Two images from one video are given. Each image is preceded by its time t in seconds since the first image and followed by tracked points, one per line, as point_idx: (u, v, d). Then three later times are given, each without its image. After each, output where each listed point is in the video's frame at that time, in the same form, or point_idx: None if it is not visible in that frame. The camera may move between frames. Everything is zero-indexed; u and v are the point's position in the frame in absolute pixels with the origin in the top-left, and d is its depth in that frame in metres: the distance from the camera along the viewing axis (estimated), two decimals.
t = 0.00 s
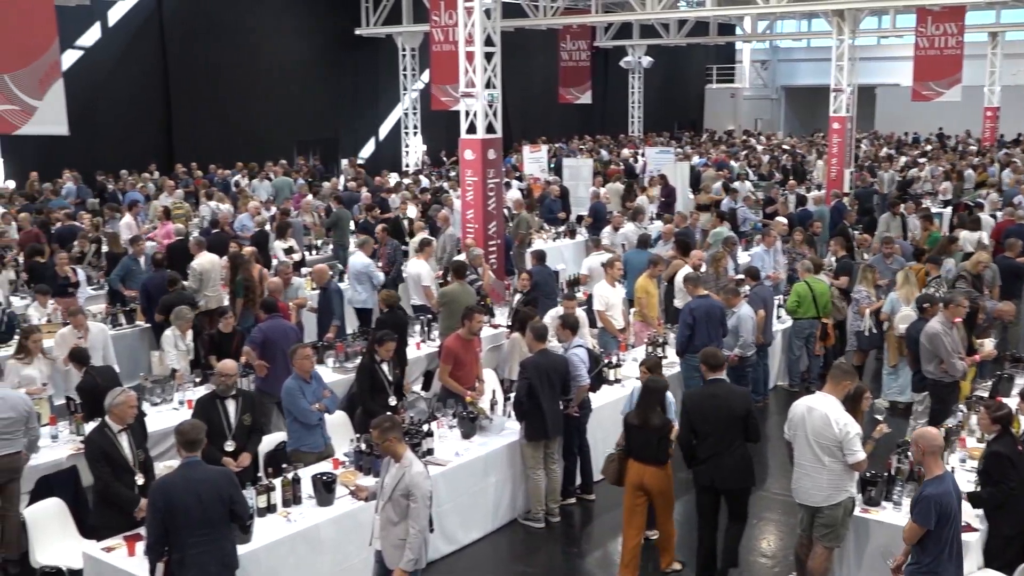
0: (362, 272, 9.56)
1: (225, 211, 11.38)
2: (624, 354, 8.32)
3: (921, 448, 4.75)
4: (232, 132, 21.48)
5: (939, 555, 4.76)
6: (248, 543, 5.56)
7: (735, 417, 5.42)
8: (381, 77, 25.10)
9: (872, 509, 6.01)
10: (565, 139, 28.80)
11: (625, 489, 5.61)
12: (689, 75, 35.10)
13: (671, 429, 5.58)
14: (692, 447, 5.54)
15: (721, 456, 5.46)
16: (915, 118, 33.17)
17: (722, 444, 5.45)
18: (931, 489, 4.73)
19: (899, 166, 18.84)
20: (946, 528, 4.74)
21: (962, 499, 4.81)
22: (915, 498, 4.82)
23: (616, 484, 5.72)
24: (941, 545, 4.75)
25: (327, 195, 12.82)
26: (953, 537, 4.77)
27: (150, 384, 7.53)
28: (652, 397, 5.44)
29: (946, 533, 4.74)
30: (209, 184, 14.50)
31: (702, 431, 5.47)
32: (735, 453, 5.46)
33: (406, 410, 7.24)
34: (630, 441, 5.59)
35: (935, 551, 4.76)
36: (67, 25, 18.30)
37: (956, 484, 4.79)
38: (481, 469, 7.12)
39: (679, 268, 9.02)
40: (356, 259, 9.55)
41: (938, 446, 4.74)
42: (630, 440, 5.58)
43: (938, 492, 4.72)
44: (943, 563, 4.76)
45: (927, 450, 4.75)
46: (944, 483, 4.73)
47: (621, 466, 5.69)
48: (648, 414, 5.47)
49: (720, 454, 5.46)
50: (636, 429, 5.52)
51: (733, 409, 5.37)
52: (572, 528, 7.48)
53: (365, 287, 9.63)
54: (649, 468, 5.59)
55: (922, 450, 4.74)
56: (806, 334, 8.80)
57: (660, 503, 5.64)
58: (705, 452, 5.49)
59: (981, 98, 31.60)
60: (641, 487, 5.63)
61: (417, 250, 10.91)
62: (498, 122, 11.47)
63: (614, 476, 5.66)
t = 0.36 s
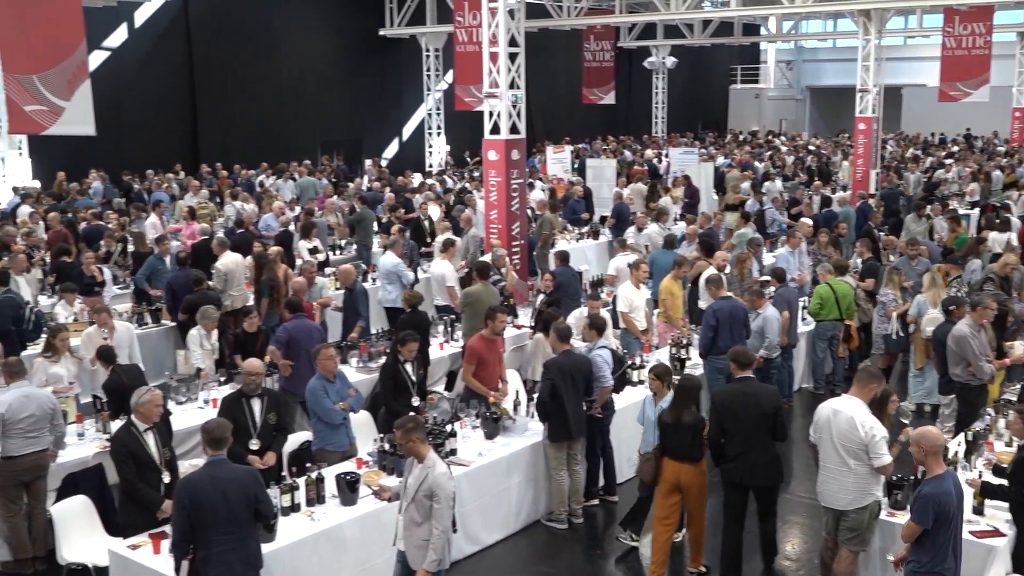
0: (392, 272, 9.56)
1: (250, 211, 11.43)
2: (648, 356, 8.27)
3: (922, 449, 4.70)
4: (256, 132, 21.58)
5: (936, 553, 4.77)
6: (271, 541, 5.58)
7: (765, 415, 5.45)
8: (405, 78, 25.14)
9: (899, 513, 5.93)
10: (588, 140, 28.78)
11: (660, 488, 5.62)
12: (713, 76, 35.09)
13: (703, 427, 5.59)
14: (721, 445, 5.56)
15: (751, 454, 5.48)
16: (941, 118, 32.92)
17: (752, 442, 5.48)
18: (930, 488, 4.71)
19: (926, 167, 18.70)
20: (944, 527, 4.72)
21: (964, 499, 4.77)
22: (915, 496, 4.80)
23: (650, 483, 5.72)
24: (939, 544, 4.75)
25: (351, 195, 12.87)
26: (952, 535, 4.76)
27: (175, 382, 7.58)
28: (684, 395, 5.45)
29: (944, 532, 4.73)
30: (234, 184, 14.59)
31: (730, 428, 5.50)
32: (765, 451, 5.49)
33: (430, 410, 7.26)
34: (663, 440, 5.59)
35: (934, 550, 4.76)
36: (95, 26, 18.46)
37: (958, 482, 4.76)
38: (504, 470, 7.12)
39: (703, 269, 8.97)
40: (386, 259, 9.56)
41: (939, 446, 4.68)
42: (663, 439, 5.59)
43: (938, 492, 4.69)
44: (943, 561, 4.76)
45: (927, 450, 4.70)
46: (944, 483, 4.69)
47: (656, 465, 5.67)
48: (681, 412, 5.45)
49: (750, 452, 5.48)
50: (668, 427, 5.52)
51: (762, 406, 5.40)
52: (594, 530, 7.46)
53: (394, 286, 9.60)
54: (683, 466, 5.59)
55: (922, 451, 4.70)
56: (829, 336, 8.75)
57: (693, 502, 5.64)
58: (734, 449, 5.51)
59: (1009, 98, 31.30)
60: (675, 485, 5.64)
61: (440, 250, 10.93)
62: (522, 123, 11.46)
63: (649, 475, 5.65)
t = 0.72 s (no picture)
0: (422, 271, 9.59)
1: (275, 211, 11.49)
2: (673, 358, 8.24)
3: (923, 446, 4.70)
4: (281, 132, 21.70)
5: (937, 552, 4.77)
6: (297, 540, 5.61)
7: (800, 415, 5.45)
8: (430, 79, 25.17)
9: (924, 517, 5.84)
10: (612, 141, 28.74)
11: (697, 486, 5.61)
12: (739, 77, 35.14)
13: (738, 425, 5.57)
14: (755, 443, 5.55)
15: (785, 454, 5.48)
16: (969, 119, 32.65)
17: (786, 442, 5.48)
18: (931, 486, 4.71)
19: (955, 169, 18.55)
20: (945, 524, 4.73)
21: (967, 497, 4.78)
22: (917, 494, 4.81)
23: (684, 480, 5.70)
24: (941, 542, 4.76)
25: (376, 195, 12.90)
26: (954, 534, 4.76)
27: (201, 381, 7.63)
28: (720, 393, 5.44)
29: (945, 530, 4.74)
30: (259, 184, 14.67)
31: (765, 427, 5.48)
32: (799, 451, 5.48)
33: (453, 410, 7.26)
34: (697, 438, 5.59)
35: (936, 548, 4.77)
36: (123, 26, 18.63)
37: (960, 480, 4.75)
38: (528, 470, 7.12)
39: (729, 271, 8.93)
40: (416, 259, 9.56)
41: (941, 443, 4.68)
42: (698, 437, 5.58)
43: (939, 489, 4.69)
44: (946, 560, 4.76)
45: (928, 447, 4.70)
46: (945, 480, 4.69)
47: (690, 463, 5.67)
48: (716, 409, 5.45)
49: (785, 452, 5.48)
50: (703, 424, 5.50)
51: (798, 406, 5.40)
52: (618, 531, 7.45)
53: (425, 285, 9.60)
54: (718, 464, 5.57)
55: (926, 448, 4.70)
56: (854, 338, 8.68)
57: (727, 502, 5.63)
58: (769, 448, 5.50)
59: None
60: (711, 483, 5.64)
61: (464, 251, 10.94)
62: (547, 123, 11.44)
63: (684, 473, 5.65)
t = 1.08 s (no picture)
0: (452, 270, 9.57)
1: (300, 211, 11.56)
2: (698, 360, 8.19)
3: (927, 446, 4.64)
4: (307, 133, 21.79)
5: (938, 552, 4.71)
6: (321, 539, 5.62)
7: (836, 412, 5.50)
8: (455, 80, 25.17)
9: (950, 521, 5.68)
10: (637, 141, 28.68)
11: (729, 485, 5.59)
12: (764, 78, 35.02)
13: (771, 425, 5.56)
14: (791, 439, 5.59)
15: (822, 450, 5.51)
16: (997, 120, 32.36)
17: (823, 438, 5.51)
18: (933, 486, 4.66)
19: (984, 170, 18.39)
20: (946, 525, 4.66)
21: (971, 501, 4.71)
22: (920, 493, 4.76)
23: (716, 479, 5.67)
24: (943, 543, 4.69)
25: (401, 196, 12.94)
26: (957, 536, 4.69)
27: (227, 380, 7.67)
28: (756, 391, 5.44)
29: (946, 530, 4.67)
30: (285, 185, 14.74)
31: (802, 423, 5.53)
32: (836, 447, 5.53)
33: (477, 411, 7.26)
34: (730, 437, 5.57)
35: (938, 549, 4.71)
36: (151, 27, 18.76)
37: (966, 482, 4.68)
38: (552, 472, 7.10)
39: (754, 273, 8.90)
40: (446, 257, 9.55)
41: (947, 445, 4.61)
42: (730, 436, 5.56)
43: (942, 490, 4.63)
44: (947, 561, 4.70)
45: (934, 448, 4.63)
46: (949, 481, 4.63)
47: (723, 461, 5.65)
48: (748, 409, 5.43)
49: (822, 448, 5.52)
50: (736, 424, 5.48)
51: (835, 403, 5.45)
52: (641, 533, 7.43)
53: (455, 283, 9.58)
54: (751, 464, 5.54)
55: (931, 448, 4.67)
56: (880, 341, 8.60)
57: (760, 500, 5.61)
58: (805, 443, 5.54)
59: None
60: (742, 482, 5.61)
61: (488, 252, 10.95)
62: (571, 124, 11.43)
63: (717, 471, 5.64)
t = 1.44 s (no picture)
0: (485, 270, 9.37)
1: (328, 212, 11.60)
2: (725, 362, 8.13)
3: (936, 443, 4.63)
4: (334, 134, 21.90)
5: (942, 547, 4.73)
6: (348, 540, 5.64)
7: (873, 411, 5.56)
8: (481, 81, 25.19)
9: (984, 529, 5.56)
10: (663, 143, 28.58)
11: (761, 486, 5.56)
12: (792, 80, 34.96)
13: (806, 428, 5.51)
14: (828, 437, 5.65)
15: (858, 449, 5.57)
16: None
17: (859, 437, 5.57)
18: (939, 482, 4.66)
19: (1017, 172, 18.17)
20: (949, 522, 4.67)
21: (977, 499, 4.68)
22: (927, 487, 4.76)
23: (749, 480, 5.64)
24: (945, 540, 4.71)
25: (428, 198, 12.97)
26: (961, 533, 4.69)
27: (254, 381, 7.71)
28: (789, 394, 5.38)
29: (949, 527, 4.69)
30: (313, 186, 14.82)
31: (840, 421, 5.60)
32: (873, 446, 5.58)
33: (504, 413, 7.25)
34: (763, 438, 5.54)
35: (940, 544, 4.73)
36: (181, 29, 18.88)
37: (974, 481, 4.65)
38: (579, 474, 7.09)
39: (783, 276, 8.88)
40: (478, 258, 9.35)
41: (957, 445, 4.58)
42: (763, 437, 5.54)
43: (947, 487, 4.63)
44: (949, 557, 4.72)
45: (942, 446, 4.62)
46: (956, 479, 4.62)
47: (755, 462, 5.63)
48: (781, 410, 5.41)
49: (859, 446, 5.57)
50: (770, 425, 5.46)
51: (873, 402, 5.50)
52: (668, 536, 7.41)
53: (490, 283, 9.38)
54: (784, 465, 5.50)
55: (941, 447, 4.60)
56: (909, 344, 8.54)
57: (792, 502, 5.57)
58: (843, 440, 5.60)
59: None
60: (774, 483, 5.57)
61: (515, 253, 10.96)
62: (598, 126, 11.42)
63: (749, 472, 5.62)
